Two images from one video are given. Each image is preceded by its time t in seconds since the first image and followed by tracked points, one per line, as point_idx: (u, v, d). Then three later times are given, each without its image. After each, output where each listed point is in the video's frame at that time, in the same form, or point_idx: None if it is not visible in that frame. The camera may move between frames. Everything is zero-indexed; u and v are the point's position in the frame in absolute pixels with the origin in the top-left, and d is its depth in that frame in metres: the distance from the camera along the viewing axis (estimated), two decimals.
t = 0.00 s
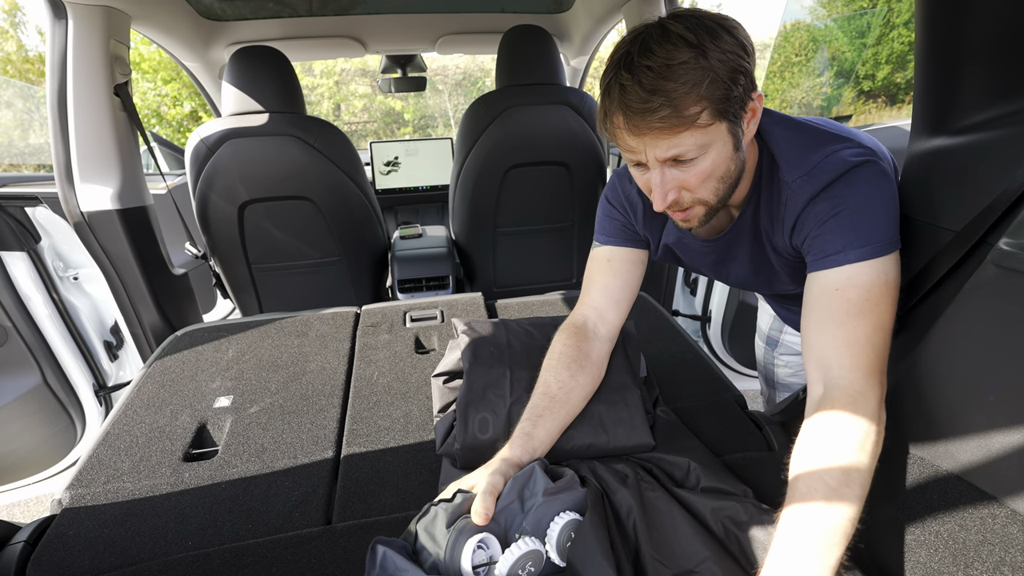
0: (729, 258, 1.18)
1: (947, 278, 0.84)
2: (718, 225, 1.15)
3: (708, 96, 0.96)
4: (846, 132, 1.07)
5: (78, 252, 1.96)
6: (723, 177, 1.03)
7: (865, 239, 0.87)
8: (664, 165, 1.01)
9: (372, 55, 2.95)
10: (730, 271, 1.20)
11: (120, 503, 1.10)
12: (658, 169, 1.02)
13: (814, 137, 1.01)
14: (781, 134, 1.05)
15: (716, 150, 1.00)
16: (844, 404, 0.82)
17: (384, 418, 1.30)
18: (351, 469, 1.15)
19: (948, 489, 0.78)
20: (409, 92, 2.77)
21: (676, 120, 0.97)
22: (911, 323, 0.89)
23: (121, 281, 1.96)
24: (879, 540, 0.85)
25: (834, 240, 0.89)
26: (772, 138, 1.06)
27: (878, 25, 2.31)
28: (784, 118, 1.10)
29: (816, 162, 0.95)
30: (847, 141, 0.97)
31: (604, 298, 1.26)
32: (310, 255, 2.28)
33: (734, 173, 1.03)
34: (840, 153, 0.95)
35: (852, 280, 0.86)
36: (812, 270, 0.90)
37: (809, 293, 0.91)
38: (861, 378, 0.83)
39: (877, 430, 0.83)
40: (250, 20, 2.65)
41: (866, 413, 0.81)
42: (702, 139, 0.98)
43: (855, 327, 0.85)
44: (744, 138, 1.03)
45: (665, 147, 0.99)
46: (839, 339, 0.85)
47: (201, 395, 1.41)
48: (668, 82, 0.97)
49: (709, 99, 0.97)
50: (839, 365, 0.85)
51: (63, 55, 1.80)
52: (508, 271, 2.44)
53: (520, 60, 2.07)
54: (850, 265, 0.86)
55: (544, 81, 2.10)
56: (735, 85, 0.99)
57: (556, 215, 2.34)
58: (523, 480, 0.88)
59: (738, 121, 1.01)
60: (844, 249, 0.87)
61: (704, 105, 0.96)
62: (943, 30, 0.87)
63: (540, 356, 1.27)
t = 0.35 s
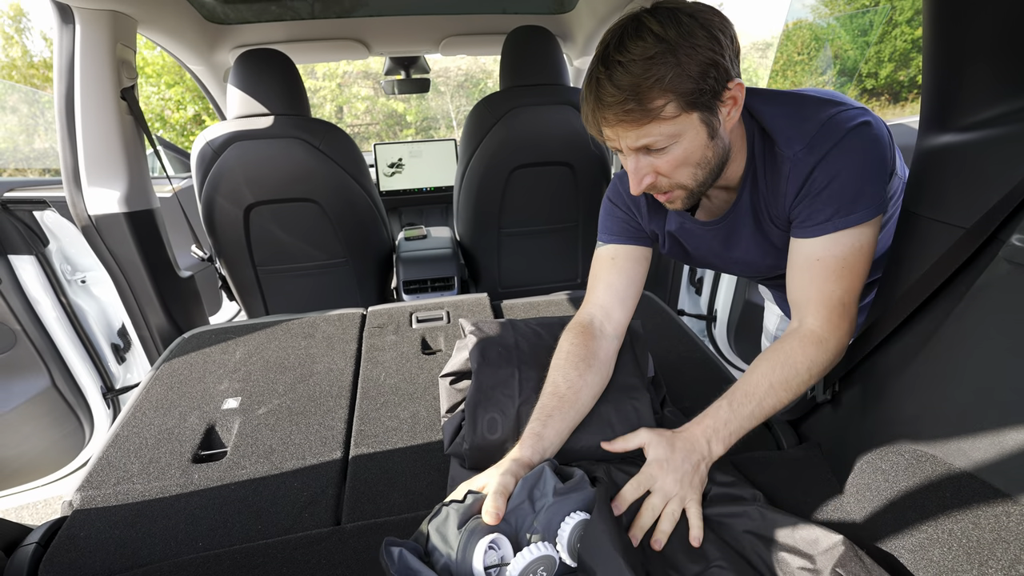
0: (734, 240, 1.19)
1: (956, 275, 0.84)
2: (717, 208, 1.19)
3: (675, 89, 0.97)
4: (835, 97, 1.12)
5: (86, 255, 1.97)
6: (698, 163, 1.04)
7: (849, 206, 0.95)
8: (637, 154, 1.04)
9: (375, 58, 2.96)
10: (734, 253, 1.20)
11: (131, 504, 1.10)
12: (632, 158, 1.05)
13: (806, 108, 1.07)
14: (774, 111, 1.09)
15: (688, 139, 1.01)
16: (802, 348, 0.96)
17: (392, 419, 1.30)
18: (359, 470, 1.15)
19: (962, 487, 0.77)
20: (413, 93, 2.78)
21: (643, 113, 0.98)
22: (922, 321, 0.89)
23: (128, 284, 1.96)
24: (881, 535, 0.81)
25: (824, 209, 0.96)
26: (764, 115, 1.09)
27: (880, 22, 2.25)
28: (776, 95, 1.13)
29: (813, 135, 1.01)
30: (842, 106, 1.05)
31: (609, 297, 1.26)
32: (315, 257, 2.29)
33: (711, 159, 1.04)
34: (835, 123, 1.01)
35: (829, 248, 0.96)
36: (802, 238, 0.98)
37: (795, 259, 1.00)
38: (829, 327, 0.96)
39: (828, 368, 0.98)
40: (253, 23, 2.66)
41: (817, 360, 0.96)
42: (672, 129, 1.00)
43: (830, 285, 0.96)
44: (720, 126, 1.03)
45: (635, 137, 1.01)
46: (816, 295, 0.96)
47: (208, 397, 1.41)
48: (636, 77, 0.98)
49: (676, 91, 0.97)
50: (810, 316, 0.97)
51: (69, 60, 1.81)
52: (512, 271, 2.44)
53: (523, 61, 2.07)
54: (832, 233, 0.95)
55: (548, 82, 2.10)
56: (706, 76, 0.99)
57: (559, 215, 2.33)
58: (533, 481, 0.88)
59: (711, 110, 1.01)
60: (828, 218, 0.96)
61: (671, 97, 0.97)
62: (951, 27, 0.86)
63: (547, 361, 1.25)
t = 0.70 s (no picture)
0: (742, 235, 1.20)
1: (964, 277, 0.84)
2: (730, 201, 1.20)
3: (693, 84, 0.98)
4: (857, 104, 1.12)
5: (93, 254, 1.98)
6: (715, 157, 1.05)
7: (856, 215, 0.95)
8: (653, 147, 1.05)
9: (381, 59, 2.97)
10: (742, 248, 1.22)
11: (139, 500, 1.11)
12: (648, 150, 1.06)
13: (824, 111, 1.07)
14: (793, 110, 1.09)
15: (705, 134, 1.02)
16: (794, 361, 0.97)
17: (398, 417, 1.31)
18: (366, 468, 1.16)
19: (969, 488, 0.77)
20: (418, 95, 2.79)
21: (661, 107, 1.00)
22: (929, 322, 0.89)
23: (135, 280, 2.00)
24: (889, 538, 0.82)
25: (829, 214, 0.97)
26: (783, 115, 1.09)
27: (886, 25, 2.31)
28: (800, 95, 1.13)
29: (829, 136, 1.02)
30: (859, 112, 1.04)
31: (616, 280, 1.28)
32: (321, 257, 2.30)
33: (728, 153, 1.05)
34: (852, 126, 1.02)
35: (834, 255, 0.96)
36: (807, 242, 0.99)
37: (799, 265, 1.00)
38: (826, 339, 0.96)
39: (825, 380, 0.98)
40: (261, 25, 2.68)
41: (810, 372, 0.96)
42: (690, 124, 1.01)
43: (833, 293, 0.96)
44: (738, 121, 1.04)
45: (652, 131, 1.02)
46: (818, 302, 0.96)
47: (216, 395, 1.42)
48: (655, 71, 0.99)
49: (695, 87, 0.98)
50: (808, 329, 0.98)
51: (81, 60, 1.83)
52: (518, 273, 2.45)
53: (529, 62, 2.08)
54: (838, 238, 0.95)
55: (553, 83, 2.10)
56: (725, 72, 0.99)
57: (565, 215, 2.34)
58: (539, 478, 0.87)
59: (729, 106, 1.01)
60: (833, 223, 0.96)
61: (689, 93, 0.98)
62: (963, 28, 0.86)
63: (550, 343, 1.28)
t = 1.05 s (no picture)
0: (747, 211, 1.26)
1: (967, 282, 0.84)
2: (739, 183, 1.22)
3: (724, 71, 0.97)
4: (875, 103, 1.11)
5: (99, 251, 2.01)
6: (741, 142, 1.05)
7: (866, 218, 0.96)
8: (682, 131, 1.05)
9: (386, 59, 2.98)
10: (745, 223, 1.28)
11: (143, 497, 1.12)
12: (678, 133, 1.06)
13: (845, 109, 1.05)
14: (813, 102, 1.09)
15: (734, 119, 1.01)
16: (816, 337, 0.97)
17: (400, 416, 1.31)
18: (368, 466, 1.16)
19: (971, 494, 0.77)
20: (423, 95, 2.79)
21: (692, 94, 0.99)
22: (932, 325, 0.89)
23: (142, 281, 2.06)
24: (888, 542, 0.82)
25: (839, 216, 0.97)
26: (805, 107, 1.08)
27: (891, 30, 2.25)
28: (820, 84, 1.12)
29: (841, 137, 1.00)
30: (875, 115, 1.01)
31: (619, 214, 1.49)
32: (325, 256, 2.31)
33: (753, 138, 1.05)
34: (867, 128, 0.99)
35: (846, 251, 0.97)
36: (816, 240, 1.00)
37: (811, 261, 1.02)
38: (840, 325, 0.97)
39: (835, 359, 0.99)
40: (267, 24, 2.69)
41: (827, 352, 0.96)
42: (719, 110, 1.00)
43: (844, 288, 0.98)
44: (764, 105, 1.03)
45: (682, 115, 1.02)
46: (829, 292, 0.98)
47: (220, 392, 1.43)
48: (686, 58, 0.98)
49: (726, 74, 0.98)
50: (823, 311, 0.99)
51: (89, 58, 1.85)
52: (522, 273, 2.46)
53: (534, 62, 2.08)
54: (846, 238, 0.96)
55: (557, 84, 2.10)
56: (756, 58, 0.99)
57: (571, 216, 2.35)
58: (537, 478, 0.89)
59: (758, 91, 1.01)
60: (841, 226, 0.97)
61: (720, 79, 0.98)
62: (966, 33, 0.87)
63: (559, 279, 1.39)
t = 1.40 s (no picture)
0: (737, 218, 1.26)
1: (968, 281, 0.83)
2: (732, 188, 1.21)
3: (715, 66, 0.98)
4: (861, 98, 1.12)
5: (102, 247, 2.01)
6: (735, 140, 1.05)
7: (864, 211, 0.96)
8: (676, 132, 1.04)
9: (390, 59, 3.01)
10: (736, 230, 1.28)
11: (142, 491, 1.12)
12: (672, 135, 1.05)
13: (834, 106, 1.07)
14: (799, 100, 1.10)
15: (727, 115, 1.02)
16: (809, 340, 0.95)
17: (400, 414, 1.31)
18: (368, 463, 1.16)
19: (972, 493, 0.76)
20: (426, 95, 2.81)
21: (685, 92, 0.99)
22: (933, 325, 0.88)
23: (145, 278, 2.05)
24: (889, 543, 0.82)
25: (837, 210, 0.98)
26: (793, 104, 1.10)
27: (897, 31, 2.23)
28: (803, 83, 1.14)
29: (834, 131, 1.02)
30: (865, 108, 1.04)
31: (614, 224, 1.43)
32: (327, 254, 2.31)
33: (745, 136, 1.05)
34: (859, 122, 1.01)
35: (841, 248, 0.97)
36: (813, 236, 1.00)
37: (808, 257, 1.01)
38: (839, 326, 0.95)
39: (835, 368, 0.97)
40: (271, 23, 2.69)
41: (822, 355, 0.94)
42: (712, 106, 1.00)
43: (844, 286, 0.96)
44: (754, 101, 1.04)
45: (676, 115, 1.02)
46: (828, 291, 0.96)
47: (221, 388, 1.43)
48: (677, 55, 0.98)
49: (716, 69, 0.98)
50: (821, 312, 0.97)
51: (94, 54, 1.85)
52: (523, 273, 2.46)
53: (537, 62, 2.09)
54: (844, 233, 0.96)
55: (560, 83, 2.10)
56: (742, 52, 0.99)
57: (571, 216, 2.35)
58: (540, 474, 0.88)
59: (746, 86, 1.02)
60: (838, 220, 0.97)
61: (711, 75, 0.98)
62: (967, 31, 0.87)
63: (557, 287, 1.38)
